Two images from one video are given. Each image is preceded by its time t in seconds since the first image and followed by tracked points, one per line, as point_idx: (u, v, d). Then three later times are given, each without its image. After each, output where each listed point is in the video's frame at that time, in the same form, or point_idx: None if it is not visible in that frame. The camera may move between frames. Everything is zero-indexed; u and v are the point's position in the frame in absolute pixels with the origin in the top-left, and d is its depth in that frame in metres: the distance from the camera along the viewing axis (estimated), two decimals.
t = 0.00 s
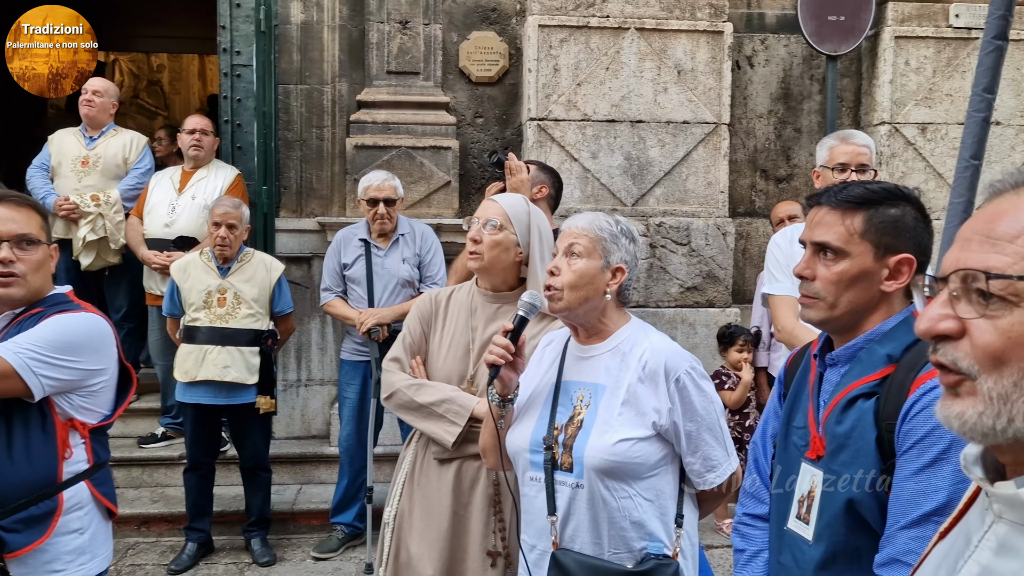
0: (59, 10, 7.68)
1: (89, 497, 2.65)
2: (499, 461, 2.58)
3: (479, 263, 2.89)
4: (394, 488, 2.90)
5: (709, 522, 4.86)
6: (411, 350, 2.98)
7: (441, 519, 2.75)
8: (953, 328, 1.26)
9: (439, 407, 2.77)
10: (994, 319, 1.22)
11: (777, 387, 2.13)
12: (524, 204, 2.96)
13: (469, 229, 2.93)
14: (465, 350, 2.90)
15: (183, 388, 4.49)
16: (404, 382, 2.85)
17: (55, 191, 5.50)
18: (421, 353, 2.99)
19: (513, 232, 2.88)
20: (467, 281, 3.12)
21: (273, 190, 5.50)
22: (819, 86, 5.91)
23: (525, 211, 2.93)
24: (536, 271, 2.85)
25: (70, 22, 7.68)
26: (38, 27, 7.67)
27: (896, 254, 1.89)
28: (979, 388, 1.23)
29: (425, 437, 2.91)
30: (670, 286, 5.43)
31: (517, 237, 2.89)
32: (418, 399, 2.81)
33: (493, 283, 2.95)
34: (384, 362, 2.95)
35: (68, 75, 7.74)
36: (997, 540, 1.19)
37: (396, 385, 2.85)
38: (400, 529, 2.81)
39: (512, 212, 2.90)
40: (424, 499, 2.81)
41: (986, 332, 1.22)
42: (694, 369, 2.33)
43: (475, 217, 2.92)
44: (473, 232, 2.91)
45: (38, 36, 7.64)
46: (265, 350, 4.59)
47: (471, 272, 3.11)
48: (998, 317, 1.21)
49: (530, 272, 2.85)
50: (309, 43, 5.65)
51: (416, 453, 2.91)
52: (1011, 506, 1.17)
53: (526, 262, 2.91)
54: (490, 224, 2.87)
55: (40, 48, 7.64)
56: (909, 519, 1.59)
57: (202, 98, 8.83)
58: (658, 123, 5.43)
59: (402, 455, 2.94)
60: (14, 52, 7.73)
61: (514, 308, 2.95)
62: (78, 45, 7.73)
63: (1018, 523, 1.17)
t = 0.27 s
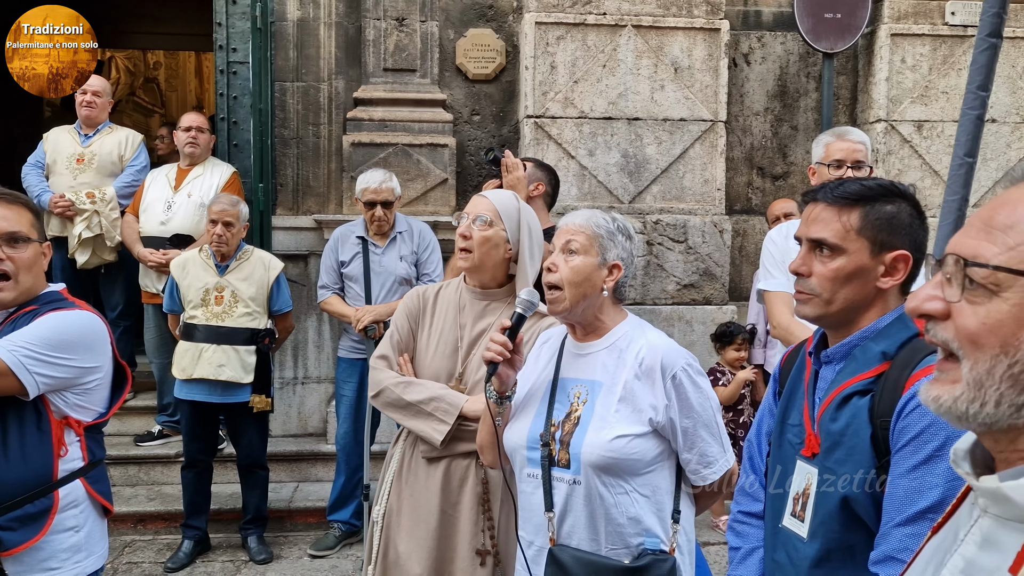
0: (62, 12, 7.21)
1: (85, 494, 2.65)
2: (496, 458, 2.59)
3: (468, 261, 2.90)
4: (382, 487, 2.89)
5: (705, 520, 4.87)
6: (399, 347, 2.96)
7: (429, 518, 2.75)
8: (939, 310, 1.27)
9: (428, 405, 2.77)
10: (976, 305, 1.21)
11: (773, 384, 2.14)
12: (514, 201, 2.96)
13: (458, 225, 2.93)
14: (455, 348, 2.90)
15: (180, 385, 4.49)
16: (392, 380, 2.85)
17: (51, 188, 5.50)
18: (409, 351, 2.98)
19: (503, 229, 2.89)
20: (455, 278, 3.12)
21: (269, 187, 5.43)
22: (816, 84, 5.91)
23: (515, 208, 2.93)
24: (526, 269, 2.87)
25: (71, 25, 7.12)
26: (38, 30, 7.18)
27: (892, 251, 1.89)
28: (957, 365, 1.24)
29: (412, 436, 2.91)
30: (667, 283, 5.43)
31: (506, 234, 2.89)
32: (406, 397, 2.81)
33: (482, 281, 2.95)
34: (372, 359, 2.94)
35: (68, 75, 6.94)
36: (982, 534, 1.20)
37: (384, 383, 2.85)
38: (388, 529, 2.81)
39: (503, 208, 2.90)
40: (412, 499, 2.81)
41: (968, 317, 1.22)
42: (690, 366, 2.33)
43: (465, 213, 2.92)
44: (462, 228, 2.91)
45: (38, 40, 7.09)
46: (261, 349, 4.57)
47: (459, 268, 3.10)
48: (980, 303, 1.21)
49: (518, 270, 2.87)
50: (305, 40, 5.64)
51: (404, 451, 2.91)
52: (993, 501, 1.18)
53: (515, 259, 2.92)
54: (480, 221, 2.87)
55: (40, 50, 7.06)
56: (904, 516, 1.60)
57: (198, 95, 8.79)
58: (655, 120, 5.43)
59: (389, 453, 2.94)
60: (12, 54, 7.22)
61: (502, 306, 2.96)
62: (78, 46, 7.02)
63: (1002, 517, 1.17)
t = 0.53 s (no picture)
0: (60, 9, 6.20)
1: (76, 494, 2.64)
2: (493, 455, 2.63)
3: (456, 259, 2.90)
4: (371, 487, 2.89)
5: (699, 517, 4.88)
6: (388, 346, 2.97)
7: (419, 517, 2.76)
8: (922, 299, 1.28)
9: (417, 404, 2.77)
10: (955, 293, 1.22)
11: (765, 381, 2.14)
12: (502, 199, 2.96)
13: (446, 223, 2.93)
14: (444, 347, 2.91)
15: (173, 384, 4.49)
16: (381, 379, 2.85)
17: (44, 187, 5.50)
18: (397, 350, 2.98)
19: (491, 228, 2.89)
20: (444, 276, 3.12)
21: (262, 186, 5.44)
22: (809, 83, 5.93)
23: (503, 206, 2.93)
24: (514, 267, 2.88)
25: (70, 22, 6.14)
26: (38, 28, 6.18)
27: (884, 249, 1.90)
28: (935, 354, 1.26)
29: (402, 435, 2.90)
30: (661, 282, 5.44)
31: (495, 232, 2.90)
32: (395, 396, 2.81)
33: (470, 279, 2.96)
34: (360, 358, 2.95)
35: (68, 75, 5.97)
36: (965, 530, 1.20)
37: (373, 382, 2.85)
38: (379, 528, 2.82)
39: (491, 207, 2.90)
40: (402, 498, 2.81)
41: (947, 306, 1.23)
42: (684, 364, 2.33)
43: (453, 211, 2.91)
44: (450, 227, 2.91)
45: (38, 37, 6.08)
46: (253, 349, 4.55)
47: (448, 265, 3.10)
48: (957, 291, 1.22)
49: (507, 269, 2.89)
50: (298, 38, 5.63)
51: (393, 450, 2.90)
52: (976, 497, 1.18)
53: (503, 257, 2.92)
54: (468, 219, 2.87)
55: (40, 49, 6.07)
56: (893, 513, 1.60)
57: (193, 93, 8.73)
58: (648, 119, 5.44)
59: (379, 453, 2.94)
60: (14, 53, 6.20)
61: (491, 304, 2.96)
62: (78, 46, 6.05)
63: (985, 513, 1.18)
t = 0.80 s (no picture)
0: (60, 9, 6.20)
1: (68, 493, 2.64)
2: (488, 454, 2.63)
3: (447, 256, 2.90)
4: (364, 486, 2.89)
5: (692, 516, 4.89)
6: (379, 345, 2.97)
7: (412, 515, 2.75)
8: (914, 295, 1.29)
9: (409, 402, 2.78)
10: (943, 287, 1.23)
11: (758, 379, 2.15)
12: (492, 196, 2.97)
13: (436, 222, 2.92)
14: (435, 345, 2.91)
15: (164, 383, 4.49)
16: (372, 378, 2.85)
17: (36, 185, 5.49)
18: (389, 348, 2.98)
19: (481, 225, 2.89)
20: (435, 274, 3.12)
21: (256, 184, 5.43)
22: (802, 82, 5.94)
23: (492, 204, 2.94)
24: (505, 264, 2.89)
25: (69, 22, 6.13)
26: (38, 28, 6.16)
27: (876, 246, 1.90)
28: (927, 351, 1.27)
29: (394, 433, 2.90)
30: (654, 280, 5.44)
31: (485, 230, 2.90)
32: (387, 395, 2.81)
33: (461, 277, 2.96)
34: (352, 358, 2.95)
35: (65, 75, 5.73)
36: (953, 525, 1.21)
37: (364, 381, 2.85)
38: (371, 526, 2.82)
39: (480, 204, 2.91)
40: (394, 496, 2.81)
41: (936, 301, 1.24)
42: (678, 363, 2.33)
43: (442, 209, 2.91)
44: (440, 225, 2.91)
45: (38, 37, 6.05)
46: (241, 348, 4.52)
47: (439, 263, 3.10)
48: (945, 286, 1.23)
49: (499, 267, 2.89)
50: (292, 36, 5.61)
51: (385, 449, 2.90)
52: (961, 493, 1.19)
53: (494, 255, 2.93)
54: (457, 217, 2.88)
55: (40, 49, 6.00)
56: (884, 510, 1.61)
57: (186, 92, 8.69)
58: (642, 118, 5.44)
59: (371, 451, 2.93)
60: (14, 52, 6.19)
61: (482, 301, 2.97)
62: (78, 46, 5.93)
63: (971, 508, 1.18)
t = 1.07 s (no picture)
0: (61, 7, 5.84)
1: (58, 493, 2.64)
2: (481, 454, 2.63)
3: (438, 256, 2.90)
4: (356, 485, 2.89)
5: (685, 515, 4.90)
6: (371, 344, 2.97)
7: (404, 514, 2.77)
8: (899, 301, 1.30)
9: (400, 401, 2.78)
10: (928, 293, 1.24)
11: (746, 379, 2.16)
12: (482, 196, 2.98)
13: (427, 222, 2.93)
14: (426, 344, 2.92)
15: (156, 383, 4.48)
16: (364, 377, 2.86)
17: (28, 185, 5.49)
18: (381, 348, 2.99)
19: (472, 225, 2.89)
20: (427, 274, 3.12)
21: (248, 184, 5.46)
22: (794, 82, 5.96)
23: (483, 204, 2.94)
24: (496, 264, 2.89)
25: (71, 22, 5.80)
26: (39, 28, 5.80)
27: (862, 245, 1.91)
28: (910, 355, 1.28)
29: (385, 433, 2.91)
30: (647, 280, 5.45)
31: (475, 229, 2.90)
32: (378, 394, 2.82)
33: (451, 276, 2.96)
34: (343, 357, 2.95)
35: (68, 75, 5.60)
36: (939, 525, 1.22)
37: (356, 380, 2.86)
38: (364, 526, 2.83)
39: (470, 204, 2.91)
40: (386, 496, 2.82)
41: (920, 307, 1.25)
42: (671, 362, 2.35)
43: (434, 209, 2.92)
44: (431, 225, 2.91)
45: (38, 37, 5.71)
46: (234, 347, 4.54)
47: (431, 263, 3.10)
48: (928, 292, 1.24)
49: (490, 266, 2.89)
50: (285, 36, 5.61)
51: (376, 448, 2.90)
52: (948, 494, 1.20)
53: (485, 254, 2.93)
54: (448, 217, 2.88)
55: (40, 49, 5.71)
56: (869, 509, 1.62)
57: (179, 92, 8.64)
58: (635, 118, 5.45)
59: (362, 450, 2.92)
60: (14, 53, 5.84)
61: (473, 301, 2.97)
62: (79, 46, 5.67)
63: (958, 509, 1.19)
